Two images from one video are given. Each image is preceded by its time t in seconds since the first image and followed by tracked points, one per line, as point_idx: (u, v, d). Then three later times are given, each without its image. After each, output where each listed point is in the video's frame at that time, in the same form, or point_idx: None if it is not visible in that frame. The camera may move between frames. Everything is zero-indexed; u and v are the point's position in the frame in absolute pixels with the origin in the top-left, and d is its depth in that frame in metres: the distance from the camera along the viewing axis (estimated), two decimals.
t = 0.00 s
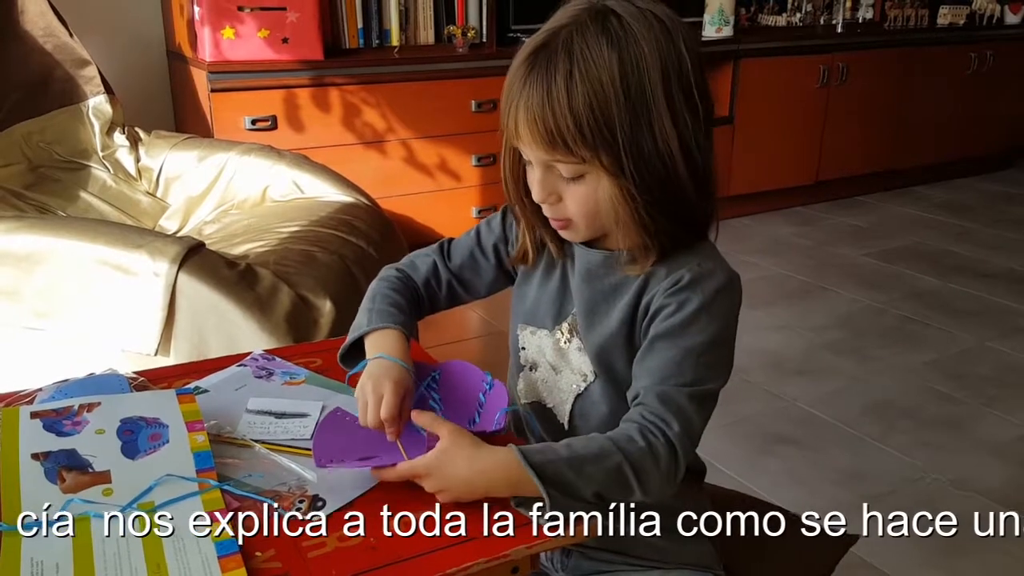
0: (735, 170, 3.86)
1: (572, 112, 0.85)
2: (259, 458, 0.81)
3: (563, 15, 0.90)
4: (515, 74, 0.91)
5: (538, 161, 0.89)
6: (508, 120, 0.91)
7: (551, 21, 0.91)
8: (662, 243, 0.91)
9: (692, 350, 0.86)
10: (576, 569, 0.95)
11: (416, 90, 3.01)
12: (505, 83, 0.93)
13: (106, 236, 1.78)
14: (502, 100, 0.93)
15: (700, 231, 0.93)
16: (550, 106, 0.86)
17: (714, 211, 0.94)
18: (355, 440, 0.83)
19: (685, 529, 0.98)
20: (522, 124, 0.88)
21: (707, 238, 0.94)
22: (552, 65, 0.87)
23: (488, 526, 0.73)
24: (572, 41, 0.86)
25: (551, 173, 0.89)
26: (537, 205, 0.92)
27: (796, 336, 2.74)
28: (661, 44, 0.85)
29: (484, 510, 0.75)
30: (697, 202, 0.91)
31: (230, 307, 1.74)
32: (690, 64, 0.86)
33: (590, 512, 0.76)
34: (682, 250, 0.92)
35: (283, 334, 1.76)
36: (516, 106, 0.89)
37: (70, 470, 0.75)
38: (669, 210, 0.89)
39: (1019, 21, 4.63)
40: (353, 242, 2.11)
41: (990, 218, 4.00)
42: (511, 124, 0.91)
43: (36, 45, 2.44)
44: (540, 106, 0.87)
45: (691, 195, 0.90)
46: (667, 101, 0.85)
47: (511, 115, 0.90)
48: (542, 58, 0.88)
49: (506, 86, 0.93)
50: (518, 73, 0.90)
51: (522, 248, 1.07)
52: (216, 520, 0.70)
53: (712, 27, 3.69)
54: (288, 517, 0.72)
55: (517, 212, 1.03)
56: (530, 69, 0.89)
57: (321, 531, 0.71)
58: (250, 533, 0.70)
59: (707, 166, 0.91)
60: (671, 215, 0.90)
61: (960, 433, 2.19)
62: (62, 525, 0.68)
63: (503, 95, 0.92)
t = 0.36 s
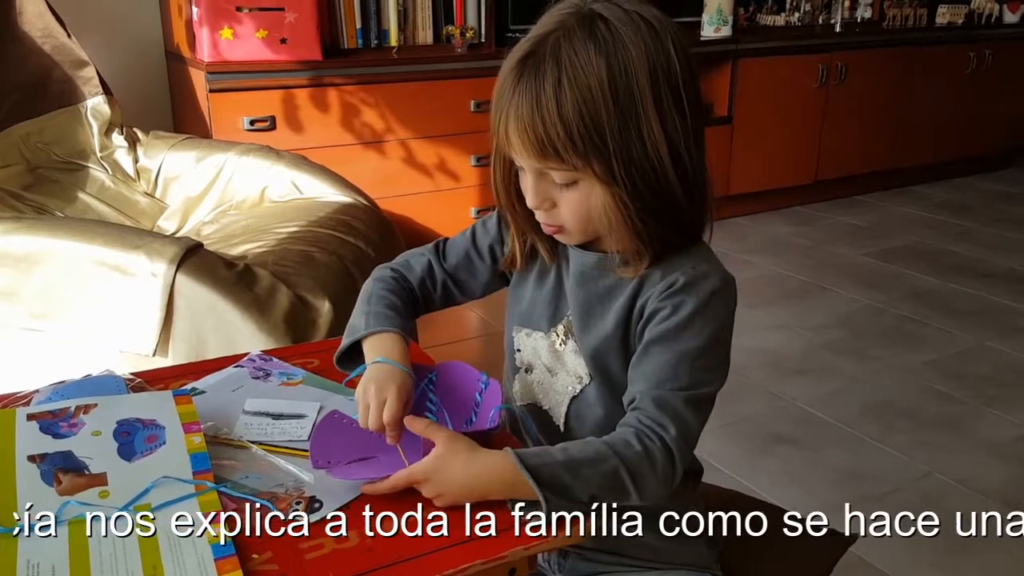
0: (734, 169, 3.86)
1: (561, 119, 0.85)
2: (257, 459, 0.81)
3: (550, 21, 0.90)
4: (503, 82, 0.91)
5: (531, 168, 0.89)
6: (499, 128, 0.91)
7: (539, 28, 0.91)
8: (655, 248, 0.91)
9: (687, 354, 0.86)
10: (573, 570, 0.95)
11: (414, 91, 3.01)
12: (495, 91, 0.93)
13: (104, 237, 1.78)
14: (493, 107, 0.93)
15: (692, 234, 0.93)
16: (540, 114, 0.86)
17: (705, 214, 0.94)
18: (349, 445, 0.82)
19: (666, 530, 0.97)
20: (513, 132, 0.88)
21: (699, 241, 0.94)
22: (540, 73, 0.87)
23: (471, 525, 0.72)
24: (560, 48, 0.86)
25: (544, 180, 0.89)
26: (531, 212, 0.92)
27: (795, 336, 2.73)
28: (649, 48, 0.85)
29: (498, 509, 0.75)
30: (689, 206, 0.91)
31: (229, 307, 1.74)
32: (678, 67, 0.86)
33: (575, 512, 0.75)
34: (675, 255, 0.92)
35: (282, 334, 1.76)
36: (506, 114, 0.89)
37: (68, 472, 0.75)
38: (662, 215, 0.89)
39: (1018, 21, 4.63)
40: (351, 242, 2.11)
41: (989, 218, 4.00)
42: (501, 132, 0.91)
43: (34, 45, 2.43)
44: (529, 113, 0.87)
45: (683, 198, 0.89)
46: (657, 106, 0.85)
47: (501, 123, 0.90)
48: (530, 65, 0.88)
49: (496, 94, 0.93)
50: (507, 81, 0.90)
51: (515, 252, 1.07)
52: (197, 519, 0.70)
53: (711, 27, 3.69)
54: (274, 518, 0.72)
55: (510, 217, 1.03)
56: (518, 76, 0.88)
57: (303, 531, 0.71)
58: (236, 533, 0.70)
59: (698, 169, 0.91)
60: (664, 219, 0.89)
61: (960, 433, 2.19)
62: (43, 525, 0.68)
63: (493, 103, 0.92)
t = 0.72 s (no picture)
0: (736, 169, 3.86)
1: (559, 125, 0.85)
2: (258, 458, 0.81)
3: (547, 24, 0.90)
4: (500, 86, 0.91)
5: (530, 172, 0.89)
6: (497, 132, 0.91)
7: (536, 31, 0.91)
8: (655, 250, 0.91)
9: (691, 360, 0.86)
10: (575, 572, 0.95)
11: (415, 90, 3.01)
12: (492, 95, 0.93)
13: (105, 236, 1.78)
14: (490, 111, 0.93)
15: (693, 237, 0.93)
16: (537, 120, 0.86)
17: (705, 216, 0.94)
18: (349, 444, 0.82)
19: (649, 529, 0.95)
20: (511, 137, 0.88)
21: (700, 243, 0.94)
22: (537, 77, 0.87)
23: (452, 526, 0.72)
24: (556, 52, 0.86)
25: (543, 184, 0.89)
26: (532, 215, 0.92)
27: (796, 335, 2.73)
28: (646, 52, 0.85)
29: (480, 508, 0.75)
30: (689, 208, 0.91)
31: (230, 307, 1.74)
32: (676, 70, 0.86)
33: (557, 512, 0.75)
34: (675, 259, 0.92)
35: (283, 333, 1.76)
36: (504, 119, 0.89)
37: (70, 472, 0.75)
38: (661, 219, 0.89)
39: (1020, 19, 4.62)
40: (353, 242, 2.11)
41: (991, 217, 4.00)
42: (499, 136, 0.91)
43: (36, 45, 2.44)
44: (527, 118, 0.87)
45: (683, 201, 0.89)
46: (654, 110, 0.85)
47: (499, 127, 0.90)
48: (527, 70, 0.88)
49: (493, 98, 0.93)
50: (504, 84, 0.90)
51: (512, 256, 1.07)
52: (180, 518, 0.70)
53: (712, 26, 3.68)
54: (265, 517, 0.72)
55: (509, 220, 1.03)
56: (515, 81, 0.88)
57: (285, 531, 0.70)
58: (231, 531, 0.70)
59: (698, 171, 0.91)
60: (664, 223, 0.89)
61: (961, 433, 2.19)
62: (32, 525, 0.68)
63: (490, 106, 0.92)
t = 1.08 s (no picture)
0: (737, 170, 3.85)
1: (562, 118, 0.85)
2: (261, 459, 0.81)
3: (550, 21, 0.90)
4: (503, 82, 0.91)
5: (532, 168, 0.89)
6: (499, 127, 0.91)
7: (539, 27, 0.91)
8: (654, 249, 0.90)
9: (687, 359, 0.86)
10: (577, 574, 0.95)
11: (417, 92, 3.01)
12: (495, 91, 0.93)
13: (108, 237, 1.78)
14: (492, 108, 0.93)
15: (693, 237, 0.92)
16: (539, 113, 0.86)
17: (706, 217, 0.94)
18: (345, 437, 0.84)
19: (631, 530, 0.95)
20: (513, 131, 0.88)
21: (700, 244, 0.94)
22: (540, 71, 0.87)
23: (433, 526, 0.72)
24: (559, 47, 0.87)
25: (545, 180, 0.89)
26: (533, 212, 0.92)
27: (798, 336, 2.73)
28: (649, 48, 0.85)
29: (464, 509, 0.74)
30: (689, 208, 0.90)
31: (231, 308, 1.74)
32: (679, 67, 0.86)
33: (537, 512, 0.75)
34: (674, 258, 0.92)
35: (285, 334, 1.77)
36: (505, 114, 0.89)
37: (72, 472, 0.75)
38: (662, 216, 0.89)
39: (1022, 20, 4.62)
40: (355, 243, 2.11)
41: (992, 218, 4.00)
42: (501, 131, 0.91)
43: (38, 46, 2.44)
44: (530, 112, 0.87)
45: (683, 200, 0.89)
46: (656, 105, 0.85)
47: (501, 122, 0.90)
48: (530, 64, 0.88)
49: (495, 94, 0.93)
50: (506, 80, 0.90)
51: (509, 258, 1.07)
52: (163, 518, 0.70)
53: (713, 27, 3.68)
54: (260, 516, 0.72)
55: (507, 219, 1.03)
56: (518, 75, 0.89)
57: (267, 532, 0.70)
58: (230, 530, 0.70)
59: (699, 171, 0.90)
60: (664, 221, 0.89)
61: (962, 433, 2.19)
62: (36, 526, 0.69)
63: (492, 101, 0.92)
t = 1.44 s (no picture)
0: (738, 170, 3.86)
1: (562, 110, 0.85)
2: (261, 459, 0.81)
3: (551, 15, 0.90)
4: (504, 76, 0.91)
5: (533, 162, 0.89)
6: (501, 122, 0.91)
7: (540, 22, 0.91)
8: (654, 243, 0.90)
9: (686, 356, 0.86)
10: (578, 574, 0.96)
11: (418, 93, 3.01)
12: (496, 86, 0.93)
13: (109, 238, 1.78)
14: (493, 102, 0.93)
15: (693, 232, 0.92)
16: (540, 105, 0.86)
17: (707, 212, 0.94)
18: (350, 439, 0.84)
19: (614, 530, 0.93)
20: (515, 124, 0.88)
21: (699, 240, 0.93)
22: (541, 65, 0.87)
23: (414, 527, 0.72)
24: (560, 40, 0.87)
25: (546, 174, 0.89)
26: (534, 208, 0.92)
27: (799, 336, 2.73)
28: (649, 41, 0.85)
29: (447, 509, 0.74)
30: (689, 202, 0.90)
31: (233, 307, 1.74)
32: (679, 60, 0.86)
33: (519, 512, 0.74)
34: (674, 254, 0.92)
35: (286, 334, 1.77)
36: (507, 107, 0.90)
37: (74, 472, 0.75)
38: (662, 210, 0.89)
39: None
40: (356, 243, 2.11)
41: (994, 218, 3.99)
42: (502, 125, 0.91)
43: (40, 47, 2.44)
44: (530, 105, 0.87)
45: (682, 194, 0.89)
46: (656, 98, 0.85)
47: (503, 116, 0.91)
48: (531, 58, 0.88)
49: (497, 88, 0.93)
50: (507, 74, 0.91)
51: (510, 254, 1.07)
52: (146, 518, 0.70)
53: (714, 28, 3.69)
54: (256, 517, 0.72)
55: (508, 215, 1.04)
56: (518, 69, 0.89)
57: (251, 531, 0.70)
58: (230, 530, 0.70)
59: (700, 166, 0.90)
60: (663, 215, 0.89)
61: (964, 434, 2.19)
62: (39, 524, 0.69)
63: (494, 96, 0.92)
